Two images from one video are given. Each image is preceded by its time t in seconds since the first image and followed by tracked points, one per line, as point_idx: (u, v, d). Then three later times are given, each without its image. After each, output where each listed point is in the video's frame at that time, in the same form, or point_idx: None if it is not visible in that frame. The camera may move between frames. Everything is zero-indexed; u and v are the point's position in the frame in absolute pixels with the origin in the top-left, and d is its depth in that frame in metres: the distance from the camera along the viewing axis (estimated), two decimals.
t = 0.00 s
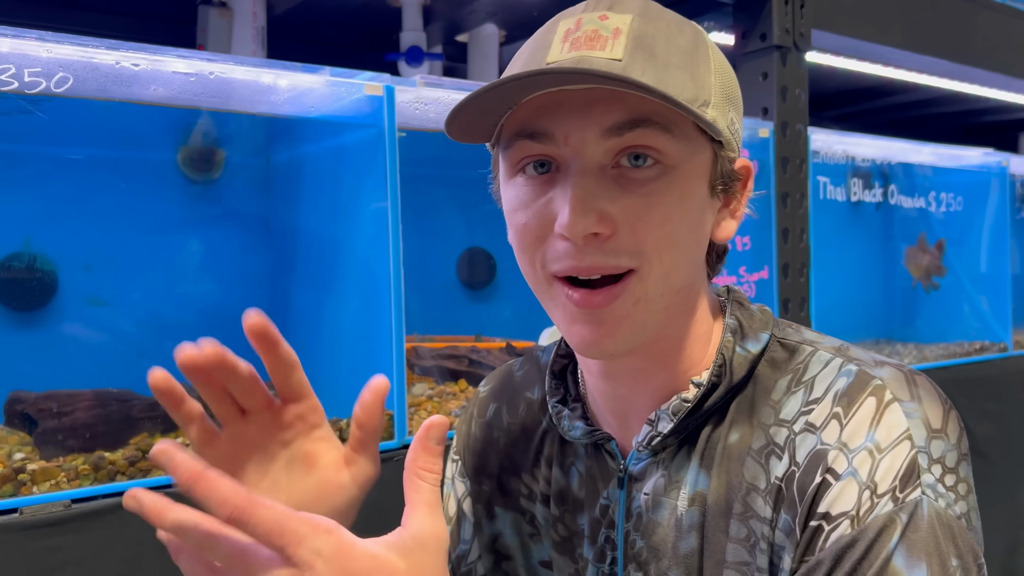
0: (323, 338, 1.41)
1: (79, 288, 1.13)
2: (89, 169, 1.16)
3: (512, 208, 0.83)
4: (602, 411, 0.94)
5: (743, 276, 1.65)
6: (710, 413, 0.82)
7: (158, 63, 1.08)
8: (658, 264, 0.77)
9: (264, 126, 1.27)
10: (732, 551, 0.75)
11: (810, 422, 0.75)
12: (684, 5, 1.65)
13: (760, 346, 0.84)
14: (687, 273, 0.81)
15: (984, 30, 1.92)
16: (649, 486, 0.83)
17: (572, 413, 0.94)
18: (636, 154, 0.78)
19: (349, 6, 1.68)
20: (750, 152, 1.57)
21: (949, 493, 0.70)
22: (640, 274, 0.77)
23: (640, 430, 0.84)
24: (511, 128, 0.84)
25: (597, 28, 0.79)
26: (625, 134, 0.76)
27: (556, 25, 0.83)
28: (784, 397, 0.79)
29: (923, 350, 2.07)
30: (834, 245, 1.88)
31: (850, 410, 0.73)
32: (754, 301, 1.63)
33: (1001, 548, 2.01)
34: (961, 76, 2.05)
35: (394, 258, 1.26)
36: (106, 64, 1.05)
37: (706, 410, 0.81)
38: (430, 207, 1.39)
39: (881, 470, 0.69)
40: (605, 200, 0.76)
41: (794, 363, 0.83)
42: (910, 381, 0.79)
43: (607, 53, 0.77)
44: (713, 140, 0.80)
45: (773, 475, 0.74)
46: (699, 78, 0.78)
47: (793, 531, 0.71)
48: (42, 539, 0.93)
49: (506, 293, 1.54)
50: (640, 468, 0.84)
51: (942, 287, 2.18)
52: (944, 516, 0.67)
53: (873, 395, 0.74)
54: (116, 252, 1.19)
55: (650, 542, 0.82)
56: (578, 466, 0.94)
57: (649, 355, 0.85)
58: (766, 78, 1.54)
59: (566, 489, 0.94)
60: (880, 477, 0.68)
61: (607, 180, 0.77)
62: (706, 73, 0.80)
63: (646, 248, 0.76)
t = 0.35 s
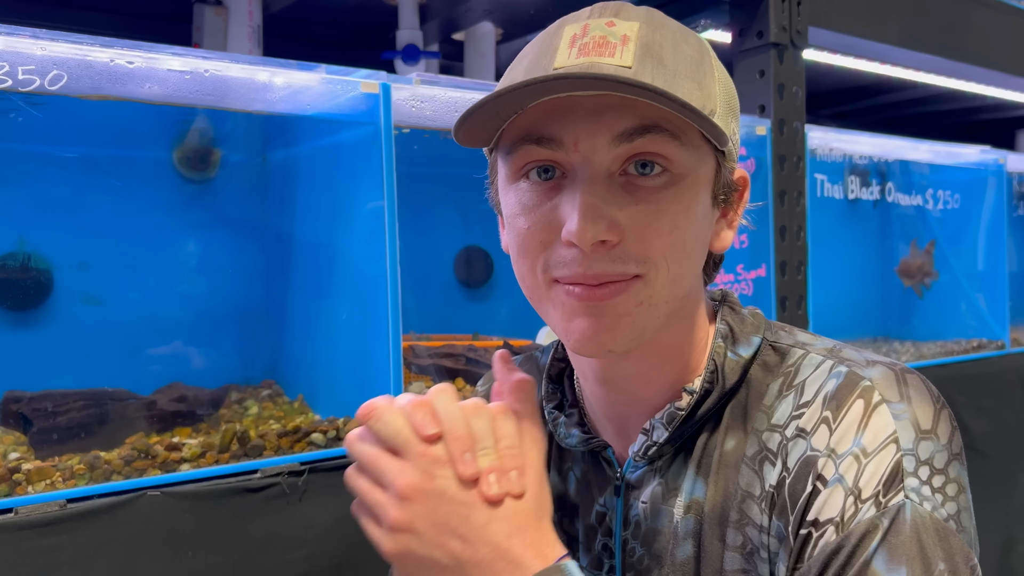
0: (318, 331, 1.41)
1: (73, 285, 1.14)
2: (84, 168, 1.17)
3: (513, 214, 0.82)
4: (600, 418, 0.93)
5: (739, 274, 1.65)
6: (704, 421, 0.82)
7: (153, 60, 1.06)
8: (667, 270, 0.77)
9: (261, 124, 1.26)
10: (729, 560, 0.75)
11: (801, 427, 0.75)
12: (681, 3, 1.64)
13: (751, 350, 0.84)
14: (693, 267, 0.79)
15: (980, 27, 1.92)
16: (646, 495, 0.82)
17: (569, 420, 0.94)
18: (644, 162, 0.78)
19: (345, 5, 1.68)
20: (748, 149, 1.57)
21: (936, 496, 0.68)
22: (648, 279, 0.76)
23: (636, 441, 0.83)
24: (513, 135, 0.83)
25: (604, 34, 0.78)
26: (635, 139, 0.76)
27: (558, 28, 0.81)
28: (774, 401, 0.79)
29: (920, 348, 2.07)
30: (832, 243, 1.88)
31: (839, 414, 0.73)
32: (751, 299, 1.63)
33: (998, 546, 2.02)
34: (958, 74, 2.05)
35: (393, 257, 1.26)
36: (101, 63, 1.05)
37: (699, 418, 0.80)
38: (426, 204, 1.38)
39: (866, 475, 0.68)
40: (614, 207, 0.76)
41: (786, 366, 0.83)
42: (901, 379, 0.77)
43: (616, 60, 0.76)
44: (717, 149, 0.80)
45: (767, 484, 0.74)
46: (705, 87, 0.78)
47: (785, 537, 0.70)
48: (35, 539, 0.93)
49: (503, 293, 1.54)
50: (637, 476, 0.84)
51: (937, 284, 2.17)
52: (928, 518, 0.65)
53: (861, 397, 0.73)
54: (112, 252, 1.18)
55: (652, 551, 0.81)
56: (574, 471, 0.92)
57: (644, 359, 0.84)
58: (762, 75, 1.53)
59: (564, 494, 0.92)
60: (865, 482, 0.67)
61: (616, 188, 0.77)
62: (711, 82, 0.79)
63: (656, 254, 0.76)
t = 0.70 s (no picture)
0: (317, 328, 1.41)
1: (72, 285, 1.15)
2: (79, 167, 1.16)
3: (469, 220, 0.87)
4: (601, 413, 0.95)
5: (738, 271, 1.64)
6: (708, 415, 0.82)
7: (151, 60, 1.07)
8: (555, 276, 0.75)
9: (259, 122, 1.26)
10: (739, 553, 0.75)
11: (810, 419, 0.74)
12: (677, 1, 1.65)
13: (756, 349, 0.81)
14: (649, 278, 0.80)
15: (976, 24, 1.92)
16: (649, 489, 0.84)
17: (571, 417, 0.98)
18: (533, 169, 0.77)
19: (342, 4, 1.68)
20: (744, 147, 1.60)
21: (946, 486, 0.68)
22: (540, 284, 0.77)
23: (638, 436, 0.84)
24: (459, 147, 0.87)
25: (514, 47, 0.80)
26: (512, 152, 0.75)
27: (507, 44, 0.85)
28: (784, 396, 0.78)
29: (916, 345, 2.08)
30: (829, 240, 1.89)
31: (849, 405, 0.72)
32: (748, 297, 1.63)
33: (995, 541, 2.03)
34: (954, 70, 2.05)
35: (390, 251, 1.26)
36: (99, 63, 1.04)
37: (704, 413, 0.80)
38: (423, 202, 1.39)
39: (876, 466, 0.68)
40: (500, 214, 0.77)
41: (794, 364, 0.81)
42: (910, 370, 0.76)
43: (506, 72, 0.78)
44: (625, 155, 0.76)
45: (777, 477, 0.74)
46: (600, 90, 0.75)
47: (795, 529, 0.71)
48: (37, 537, 0.93)
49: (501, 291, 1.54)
50: (640, 470, 0.85)
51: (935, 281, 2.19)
52: (937, 509, 0.66)
53: (870, 388, 0.73)
54: (111, 251, 1.19)
55: (652, 544, 0.82)
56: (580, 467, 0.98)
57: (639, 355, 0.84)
58: (758, 73, 1.54)
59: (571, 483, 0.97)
60: (874, 473, 0.68)
61: (504, 195, 0.77)
62: (617, 82, 0.75)
63: (540, 262, 0.75)
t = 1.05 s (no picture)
0: (315, 330, 1.42)
1: (71, 282, 1.16)
2: (78, 165, 1.18)
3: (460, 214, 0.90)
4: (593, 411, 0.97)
5: (730, 266, 1.65)
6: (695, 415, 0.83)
7: (149, 59, 1.09)
8: (550, 282, 0.78)
9: (256, 122, 1.27)
10: (731, 545, 0.77)
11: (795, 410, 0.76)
12: None
13: (742, 349, 0.83)
14: (640, 278, 0.82)
15: (967, 21, 1.93)
16: (638, 485, 0.85)
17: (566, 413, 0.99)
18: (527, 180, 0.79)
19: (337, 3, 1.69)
20: (736, 142, 1.60)
21: (926, 471, 0.69)
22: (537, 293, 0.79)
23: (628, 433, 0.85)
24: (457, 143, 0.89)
25: (502, 58, 0.82)
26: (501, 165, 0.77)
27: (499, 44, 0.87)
28: (769, 390, 0.80)
29: (910, 339, 2.10)
30: (822, 236, 1.90)
31: (831, 396, 0.74)
32: (740, 291, 1.65)
33: (987, 533, 2.05)
34: (947, 67, 2.06)
35: (388, 249, 1.28)
36: (97, 61, 1.06)
37: (690, 412, 0.81)
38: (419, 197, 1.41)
39: (858, 453, 0.69)
40: (494, 225, 0.79)
41: (780, 360, 0.82)
42: (891, 360, 0.77)
43: (493, 87, 0.81)
44: (613, 163, 0.78)
45: (765, 469, 0.75)
46: (584, 102, 0.77)
47: (781, 517, 0.73)
48: (38, 529, 0.95)
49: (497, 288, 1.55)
50: (629, 466, 0.86)
51: (931, 275, 2.21)
52: (917, 494, 0.67)
53: (853, 377, 0.74)
54: (111, 248, 1.20)
55: (641, 539, 0.83)
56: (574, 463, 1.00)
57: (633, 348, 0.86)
58: (751, 70, 1.55)
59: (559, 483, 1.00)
60: (857, 460, 0.69)
61: (497, 206, 0.80)
62: (602, 92, 0.77)
63: (533, 268, 0.78)
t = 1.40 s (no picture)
0: (316, 324, 1.43)
1: (74, 281, 1.17)
2: (82, 166, 1.19)
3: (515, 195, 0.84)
4: (594, 401, 0.95)
5: (728, 264, 1.69)
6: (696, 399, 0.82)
7: (149, 60, 1.08)
8: (658, 249, 0.78)
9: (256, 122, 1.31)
10: (717, 527, 0.76)
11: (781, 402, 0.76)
12: None
13: (739, 331, 0.84)
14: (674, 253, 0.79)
15: (964, 19, 1.94)
16: (642, 471, 0.83)
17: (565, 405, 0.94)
18: (636, 150, 0.79)
19: (336, 4, 1.70)
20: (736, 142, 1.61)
21: (908, 464, 0.70)
22: (639, 262, 0.78)
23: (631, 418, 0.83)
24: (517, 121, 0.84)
25: (601, 28, 0.79)
26: (628, 126, 0.77)
27: (562, 20, 0.82)
28: (758, 378, 0.80)
29: (908, 337, 2.10)
30: (820, 233, 1.91)
31: (817, 389, 0.74)
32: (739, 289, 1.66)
33: (985, 530, 2.05)
34: (944, 65, 2.07)
35: (388, 248, 1.28)
36: (98, 63, 1.06)
37: (692, 394, 0.81)
38: (419, 195, 1.42)
39: (842, 446, 0.69)
40: (608, 192, 0.77)
41: (769, 346, 0.83)
42: (876, 358, 0.78)
43: (610, 53, 0.76)
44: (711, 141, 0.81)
45: (750, 455, 0.75)
46: (698, 79, 0.78)
47: (765, 506, 0.72)
48: (40, 528, 0.95)
49: (497, 287, 1.56)
50: (632, 454, 0.84)
51: (929, 272, 2.22)
52: (900, 487, 0.67)
53: (838, 372, 0.74)
54: (112, 249, 1.21)
55: (646, 526, 0.80)
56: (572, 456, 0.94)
57: (647, 339, 0.85)
58: (749, 69, 1.55)
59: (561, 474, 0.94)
60: (840, 452, 0.69)
61: (607, 173, 0.78)
62: (706, 74, 0.79)
63: (647, 234, 0.77)
